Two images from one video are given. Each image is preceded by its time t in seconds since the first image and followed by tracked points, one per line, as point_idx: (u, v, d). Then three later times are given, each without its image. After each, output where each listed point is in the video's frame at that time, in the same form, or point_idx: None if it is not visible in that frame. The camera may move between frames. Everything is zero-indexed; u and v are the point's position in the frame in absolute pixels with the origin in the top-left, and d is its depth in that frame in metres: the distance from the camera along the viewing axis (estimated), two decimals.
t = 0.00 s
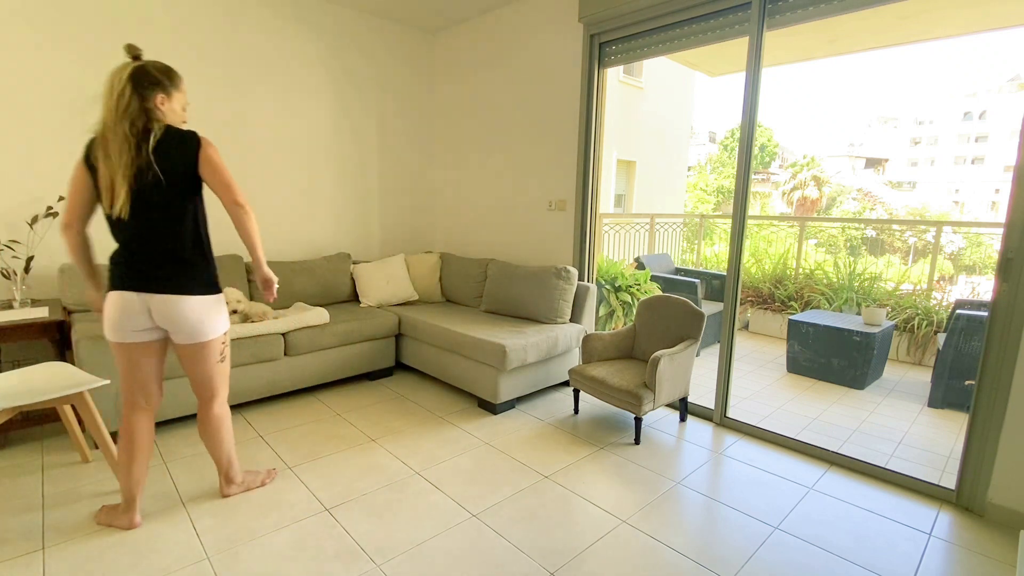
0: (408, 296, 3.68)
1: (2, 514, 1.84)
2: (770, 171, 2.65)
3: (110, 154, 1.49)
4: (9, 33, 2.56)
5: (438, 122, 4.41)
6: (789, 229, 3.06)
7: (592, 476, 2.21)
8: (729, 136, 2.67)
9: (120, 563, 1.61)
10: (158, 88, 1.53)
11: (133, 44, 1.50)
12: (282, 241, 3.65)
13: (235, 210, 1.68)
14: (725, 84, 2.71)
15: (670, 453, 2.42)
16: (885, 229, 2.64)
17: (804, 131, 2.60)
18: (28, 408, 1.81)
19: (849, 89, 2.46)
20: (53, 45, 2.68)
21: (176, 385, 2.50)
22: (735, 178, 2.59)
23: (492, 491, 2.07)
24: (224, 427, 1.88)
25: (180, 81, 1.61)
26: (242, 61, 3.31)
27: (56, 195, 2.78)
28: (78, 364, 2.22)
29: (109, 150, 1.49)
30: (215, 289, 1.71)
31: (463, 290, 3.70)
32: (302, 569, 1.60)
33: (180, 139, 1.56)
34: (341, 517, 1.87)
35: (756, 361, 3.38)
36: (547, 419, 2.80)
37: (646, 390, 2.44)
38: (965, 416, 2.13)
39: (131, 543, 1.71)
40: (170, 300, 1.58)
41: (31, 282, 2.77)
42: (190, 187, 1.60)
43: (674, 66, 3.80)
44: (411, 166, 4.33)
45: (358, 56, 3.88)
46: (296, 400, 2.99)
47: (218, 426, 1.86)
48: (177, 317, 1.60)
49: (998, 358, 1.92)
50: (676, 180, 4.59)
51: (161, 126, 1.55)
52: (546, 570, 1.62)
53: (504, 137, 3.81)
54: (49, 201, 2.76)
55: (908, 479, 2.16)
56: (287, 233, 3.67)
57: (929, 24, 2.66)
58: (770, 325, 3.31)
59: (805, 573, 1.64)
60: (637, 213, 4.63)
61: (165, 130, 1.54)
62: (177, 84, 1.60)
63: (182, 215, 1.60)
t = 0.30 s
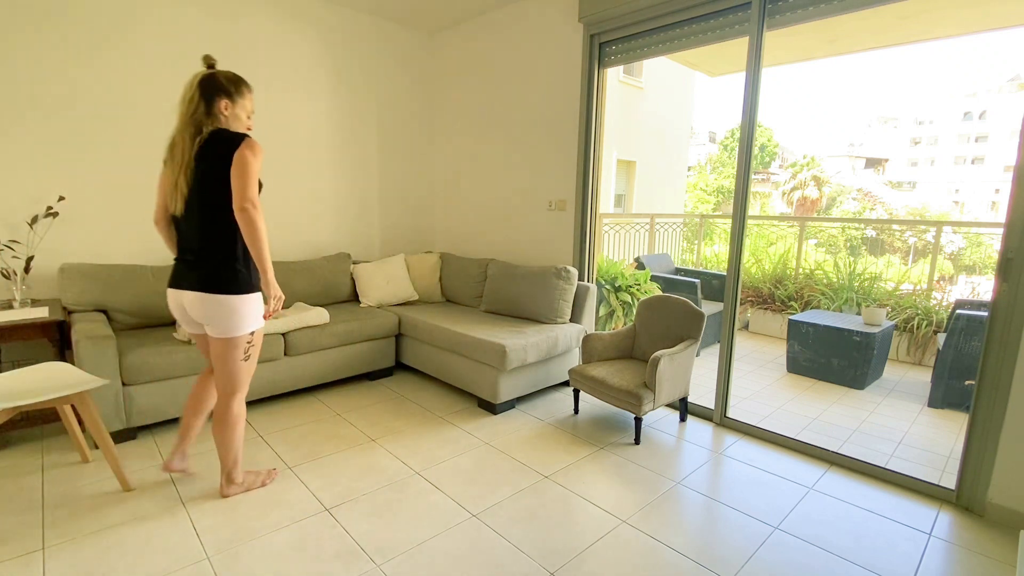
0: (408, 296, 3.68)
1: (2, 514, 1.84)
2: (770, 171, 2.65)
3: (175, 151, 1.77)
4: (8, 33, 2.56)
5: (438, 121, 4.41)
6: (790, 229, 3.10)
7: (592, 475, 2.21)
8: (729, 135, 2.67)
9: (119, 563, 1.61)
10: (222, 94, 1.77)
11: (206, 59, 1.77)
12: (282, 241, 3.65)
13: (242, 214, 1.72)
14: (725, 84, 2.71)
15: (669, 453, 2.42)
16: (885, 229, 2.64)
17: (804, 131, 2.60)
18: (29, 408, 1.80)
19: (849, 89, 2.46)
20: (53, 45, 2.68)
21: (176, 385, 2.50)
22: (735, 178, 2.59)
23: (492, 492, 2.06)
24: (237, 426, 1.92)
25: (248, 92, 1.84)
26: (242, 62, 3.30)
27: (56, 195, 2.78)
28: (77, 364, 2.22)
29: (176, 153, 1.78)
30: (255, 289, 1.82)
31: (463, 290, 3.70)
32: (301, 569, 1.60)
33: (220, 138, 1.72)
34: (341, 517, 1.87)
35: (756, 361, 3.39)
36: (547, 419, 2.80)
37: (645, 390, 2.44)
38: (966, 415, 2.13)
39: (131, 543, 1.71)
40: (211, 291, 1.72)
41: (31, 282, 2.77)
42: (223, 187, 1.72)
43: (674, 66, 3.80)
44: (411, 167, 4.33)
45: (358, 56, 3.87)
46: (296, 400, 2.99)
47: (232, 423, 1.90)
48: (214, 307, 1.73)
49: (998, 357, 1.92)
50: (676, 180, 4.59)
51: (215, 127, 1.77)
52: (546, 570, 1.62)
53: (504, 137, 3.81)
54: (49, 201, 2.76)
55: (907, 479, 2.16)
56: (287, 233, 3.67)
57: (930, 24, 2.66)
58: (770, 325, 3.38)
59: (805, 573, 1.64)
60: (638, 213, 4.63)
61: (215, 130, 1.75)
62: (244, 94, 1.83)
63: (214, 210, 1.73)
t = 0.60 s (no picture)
0: (408, 296, 3.69)
1: (2, 514, 1.84)
2: (770, 171, 2.65)
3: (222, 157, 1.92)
4: (8, 33, 2.56)
5: (439, 121, 4.41)
6: (790, 229, 3.07)
7: (592, 475, 2.21)
8: (729, 136, 2.67)
9: (119, 563, 1.61)
10: (268, 105, 1.86)
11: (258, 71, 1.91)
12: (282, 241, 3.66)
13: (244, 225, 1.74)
14: (725, 84, 2.71)
15: (669, 453, 2.42)
16: (885, 229, 2.63)
17: (804, 131, 2.61)
18: (28, 408, 1.80)
19: (849, 89, 2.46)
20: (53, 45, 2.68)
21: (175, 385, 2.50)
22: (735, 178, 2.59)
23: (492, 492, 2.06)
24: (248, 421, 1.95)
25: (292, 102, 1.93)
26: (242, 61, 3.30)
27: (56, 195, 2.78)
28: (78, 364, 2.22)
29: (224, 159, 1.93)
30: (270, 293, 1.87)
31: (463, 290, 3.70)
32: (301, 569, 1.60)
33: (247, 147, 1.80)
34: (341, 517, 1.87)
35: (756, 361, 3.39)
36: (547, 419, 2.80)
37: (645, 390, 2.44)
38: (966, 415, 2.13)
39: (131, 543, 1.71)
40: (234, 285, 1.82)
41: (31, 282, 2.77)
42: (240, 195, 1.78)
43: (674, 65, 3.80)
44: (410, 166, 4.33)
45: (358, 56, 3.88)
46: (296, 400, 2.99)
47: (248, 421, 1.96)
48: (237, 299, 1.83)
49: (998, 357, 1.92)
50: (676, 180, 4.59)
51: (259, 135, 1.89)
52: (546, 571, 1.62)
53: (504, 137, 3.81)
54: (49, 201, 2.76)
55: (907, 479, 2.16)
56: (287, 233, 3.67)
57: (930, 24, 2.66)
58: (770, 325, 3.33)
59: (805, 573, 1.64)
60: (638, 213, 4.63)
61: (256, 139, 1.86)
62: (288, 104, 1.91)
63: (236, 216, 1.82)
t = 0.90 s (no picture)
0: (408, 296, 3.69)
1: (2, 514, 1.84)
2: (770, 171, 2.65)
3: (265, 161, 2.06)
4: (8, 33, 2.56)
5: (439, 121, 4.41)
6: (789, 229, 3.09)
7: (592, 475, 2.21)
8: (729, 135, 2.67)
9: (121, 563, 1.61)
10: (302, 111, 1.96)
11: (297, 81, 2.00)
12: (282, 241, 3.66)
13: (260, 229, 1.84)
14: (725, 84, 2.71)
15: (670, 453, 2.42)
16: (885, 229, 2.63)
17: (804, 131, 2.60)
18: (28, 408, 1.80)
19: (849, 88, 2.46)
20: (52, 45, 2.68)
21: (175, 385, 2.50)
22: (735, 178, 2.59)
23: (492, 492, 2.06)
24: (283, 405, 2.06)
25: (327, 108, 2.00)
26: (241, 61, 3.30)
27: (56, 195, 2.78)
28: (78, 364, 2.22)
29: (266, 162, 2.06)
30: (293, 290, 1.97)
31: (463, 290, 3.70)
32: (301, 569, 1.60)
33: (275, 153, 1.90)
34: (341, 517, 1.87)
35: (756, 361, 3.39)
36: (547, 419, 2.80)
37: (645, 390, 2.44)
38: (966, 416, 2.13)
39: (130, 543, 1.71)
40: (269, 276, 1.98)
41: (31, 282, 2.77)
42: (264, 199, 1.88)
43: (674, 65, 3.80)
44: (410, 166, 4.33)
45: (358, 56, 3.87)
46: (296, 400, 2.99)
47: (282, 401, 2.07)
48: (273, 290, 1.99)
49: (998, 357, 1.92)
50: (676, 180, 4.59)
51: (296, 140, 1.99)
52: (546, 571, 1.62)
53: (503, 137, 3.81)
54: (48, 201, 2.76)
55: (908, 479, 2.16)
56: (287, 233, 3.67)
57: (930, 24, 2.66)
58: (770, 325, 3.35)
59: (805, 573, 1.64)
60: (638, 213, 4.63)
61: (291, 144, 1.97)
62: (323, 110, 1.98)
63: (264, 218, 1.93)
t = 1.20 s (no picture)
0: (408, 296, 3.69)
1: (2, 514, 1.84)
2: (770, 171, 2.66)
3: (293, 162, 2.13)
4: (8, 33, 2.56)
5: (439, 121, 4.41)
6: (789, 229, 3.00)
7: (592, 475, 2.21)
8: (729, 135, 2.67)
9: (121, 563, 1.61)
10: (326, 114, 2.00)
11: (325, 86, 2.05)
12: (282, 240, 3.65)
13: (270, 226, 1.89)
14: (725, 84, 2.71)
15: (669, 453, 2.42)
16: (885, 229, 2.60)
17: (804, 131, 2.60)
18: (28, 408, 1.80)
19: (849, 88, 2.46)
20: (53, 45, 2.68)
21: (176, 385, 2.50)
22: (735, 178, 2.60)
23: (492, 492, 2.06)
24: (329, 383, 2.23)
25: (351, 112, 2.02)
26: (241, 61, 3.30)
27: (56, 195, 2.78)
28: (78, 364, 2.22)
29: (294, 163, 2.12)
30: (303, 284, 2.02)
31: (463, 290, 3.70)
32: (301, 569, 1.61)
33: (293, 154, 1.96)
34: (341, 517, 1.87)
35: (756, 361, 3.33)
36: (547, 419, 2.80)
37: (645, 390, 2.44)
38: (966, 416, 2.13)
39: (131, 543, 1.71)
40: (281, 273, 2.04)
41: (30, 281, 2.77)
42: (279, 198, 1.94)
43: (674, 65, 3.80)
44: (410, 166, 4.33)
45: (358, 56, 3.88)
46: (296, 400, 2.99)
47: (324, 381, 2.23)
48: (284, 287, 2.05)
49: (998, 357, 1.92)
50: (676, 180, 4.58)
51: (319, 142, 2.03)
52: (546, 571, 1.62)
53: (504, 138, 3.81)
54: (49, 201, 2.76)
55: (908, 479, 2.16)
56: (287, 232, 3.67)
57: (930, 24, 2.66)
58: (770, 325, 3.25)
59: (805, 573, 1.64)
60: (638, 213, 4.63)
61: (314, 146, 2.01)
62: (346, 114, 2.01)
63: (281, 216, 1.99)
